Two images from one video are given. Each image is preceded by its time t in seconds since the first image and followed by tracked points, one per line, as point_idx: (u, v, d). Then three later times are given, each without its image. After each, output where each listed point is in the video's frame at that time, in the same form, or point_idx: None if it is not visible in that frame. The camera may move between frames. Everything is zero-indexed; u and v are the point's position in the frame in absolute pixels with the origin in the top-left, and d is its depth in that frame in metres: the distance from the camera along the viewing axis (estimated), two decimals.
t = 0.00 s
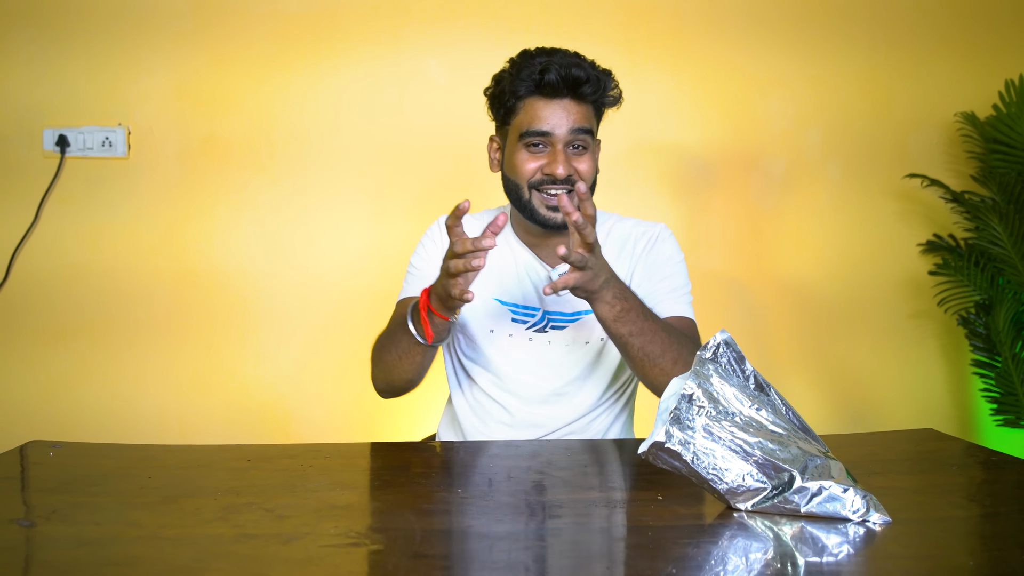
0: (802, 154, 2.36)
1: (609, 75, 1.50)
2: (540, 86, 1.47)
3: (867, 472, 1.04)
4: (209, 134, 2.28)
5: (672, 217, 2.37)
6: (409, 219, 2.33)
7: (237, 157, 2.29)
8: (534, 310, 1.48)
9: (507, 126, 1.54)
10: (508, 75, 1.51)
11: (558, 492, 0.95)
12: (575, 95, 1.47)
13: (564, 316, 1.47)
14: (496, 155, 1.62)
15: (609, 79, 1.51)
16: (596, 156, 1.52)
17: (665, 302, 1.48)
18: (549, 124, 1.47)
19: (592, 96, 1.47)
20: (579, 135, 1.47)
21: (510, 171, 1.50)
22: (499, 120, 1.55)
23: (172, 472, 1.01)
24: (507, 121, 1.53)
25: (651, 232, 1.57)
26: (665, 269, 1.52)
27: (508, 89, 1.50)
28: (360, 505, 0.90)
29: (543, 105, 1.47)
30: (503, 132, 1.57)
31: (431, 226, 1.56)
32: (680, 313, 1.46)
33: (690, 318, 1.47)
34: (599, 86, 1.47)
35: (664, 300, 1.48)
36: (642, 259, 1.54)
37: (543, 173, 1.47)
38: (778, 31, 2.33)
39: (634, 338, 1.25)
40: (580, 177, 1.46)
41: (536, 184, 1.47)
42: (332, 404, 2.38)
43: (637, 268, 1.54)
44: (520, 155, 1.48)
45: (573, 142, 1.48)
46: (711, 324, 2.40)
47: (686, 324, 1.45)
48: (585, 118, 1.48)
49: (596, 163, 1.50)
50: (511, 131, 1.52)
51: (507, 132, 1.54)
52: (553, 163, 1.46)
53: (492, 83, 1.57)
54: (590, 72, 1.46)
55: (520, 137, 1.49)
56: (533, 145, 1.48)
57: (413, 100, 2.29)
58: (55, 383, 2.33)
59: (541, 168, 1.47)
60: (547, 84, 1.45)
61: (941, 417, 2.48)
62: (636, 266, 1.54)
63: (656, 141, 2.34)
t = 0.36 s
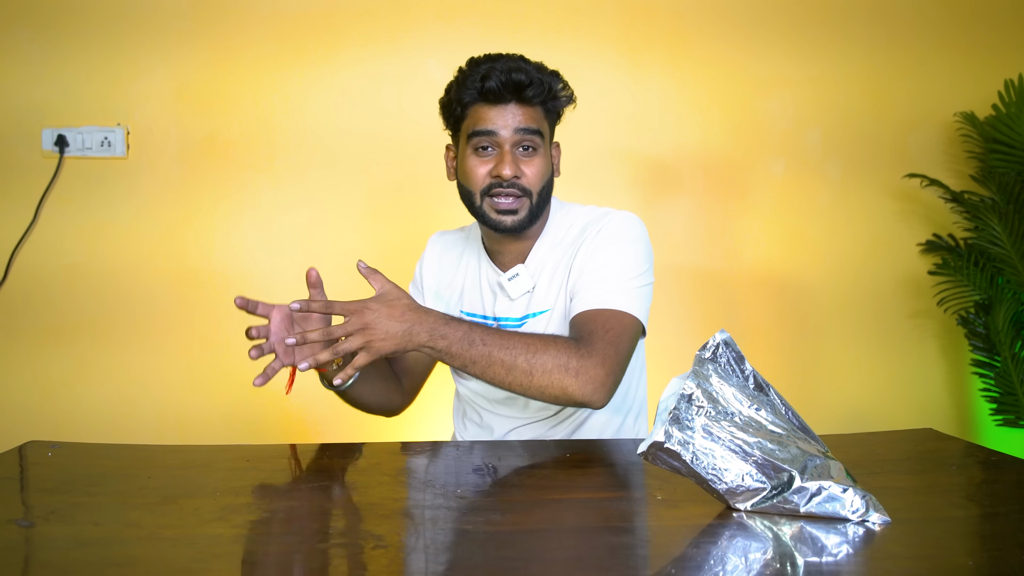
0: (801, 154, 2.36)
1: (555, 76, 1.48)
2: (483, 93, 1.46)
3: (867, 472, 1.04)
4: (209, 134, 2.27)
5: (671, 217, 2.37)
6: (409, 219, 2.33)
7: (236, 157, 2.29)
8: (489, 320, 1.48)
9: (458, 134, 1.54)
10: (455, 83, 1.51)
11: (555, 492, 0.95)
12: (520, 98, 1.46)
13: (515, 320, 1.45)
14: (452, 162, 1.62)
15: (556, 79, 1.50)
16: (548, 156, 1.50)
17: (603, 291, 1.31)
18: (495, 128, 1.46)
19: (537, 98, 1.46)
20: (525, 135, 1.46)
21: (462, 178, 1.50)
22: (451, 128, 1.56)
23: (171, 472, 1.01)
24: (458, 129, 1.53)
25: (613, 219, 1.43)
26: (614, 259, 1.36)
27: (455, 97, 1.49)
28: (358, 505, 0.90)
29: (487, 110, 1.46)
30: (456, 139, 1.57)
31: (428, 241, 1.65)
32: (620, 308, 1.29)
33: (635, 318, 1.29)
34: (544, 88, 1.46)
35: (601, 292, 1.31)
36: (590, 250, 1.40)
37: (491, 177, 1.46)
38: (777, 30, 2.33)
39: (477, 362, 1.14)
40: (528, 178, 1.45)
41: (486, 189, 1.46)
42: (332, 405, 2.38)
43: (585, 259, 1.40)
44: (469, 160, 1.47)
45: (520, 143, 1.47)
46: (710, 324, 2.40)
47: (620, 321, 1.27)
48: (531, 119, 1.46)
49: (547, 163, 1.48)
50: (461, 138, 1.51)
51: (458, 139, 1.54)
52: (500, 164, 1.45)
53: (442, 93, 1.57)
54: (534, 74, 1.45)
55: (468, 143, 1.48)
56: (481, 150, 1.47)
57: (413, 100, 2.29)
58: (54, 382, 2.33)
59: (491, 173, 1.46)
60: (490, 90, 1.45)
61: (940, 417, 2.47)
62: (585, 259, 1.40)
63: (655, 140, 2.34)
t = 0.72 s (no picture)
0: (801, 154, 2.36)
1: (558, 77, 1.47)
2: (488, 96, 1.44)
3: (866, 472, 1.04)
4: (209, 134, 2.28)
5: (671, 217, 2.37)
6: (409, 218, 2.33)
7: (236, 157, 2.29)
8: (478, 322, 1.48)
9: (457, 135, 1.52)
10: (454, 82, 1.49)
11: (555, 492, 0.95)
12: (525, 102, 1.44)
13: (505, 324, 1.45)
14: (445, 164, 1.62)
15: (559, 79, 1.49)
16: (551, 161, 1.49)
17: (673, 277, 1.36)
18: (499, 133, 1.44)
19: (544, 102, 1.44)
20: (531, 141, 1.44)
21: (464, 183, 1.48)
22: (449, 129, 1.54)
23: (172, 472, 1.01)
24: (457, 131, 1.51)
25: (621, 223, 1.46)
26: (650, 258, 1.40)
27: (457, 99, 1.47)
28: (359, 505, 0.90)
29: (492, 113, 1.44)
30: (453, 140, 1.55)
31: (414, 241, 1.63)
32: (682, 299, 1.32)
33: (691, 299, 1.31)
34: (551, 91, 1.45)
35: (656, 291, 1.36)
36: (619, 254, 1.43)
37: (497, 184, 1.44)
38: (777, 30, 2.33)
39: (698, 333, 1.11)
40: (534, 185, 1.44)
41: (491, 195, 1.45)
42: (332, 405, 2.38)
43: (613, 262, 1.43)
44: (473, 166, 1.46)
45: (526, 148, 1.45)
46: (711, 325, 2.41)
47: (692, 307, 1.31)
48: (536, 124, 1.45)
49: (551, 169, 1.47)
50: (460, 140, 1.50)
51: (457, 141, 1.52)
52: (507, 171, 1.44)
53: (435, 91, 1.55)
54: (541, 77, 1.43)
55: (469, 147, 1.47)
56: (484, 155, 1.46)
57: (413, 100, 2.29)
58: (54, 382, 2.33)
59: (495, 179, 1.45)
60: (496, 93, 1.43)
61: (939, 417, 2.48)
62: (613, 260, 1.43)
63: (655, 140, 2.35)
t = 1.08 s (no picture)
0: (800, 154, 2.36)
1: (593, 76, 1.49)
2: (526, 94, 1.44)
3: (865, 471, 1.04)
4: (208, 134, 2.28)
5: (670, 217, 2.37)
6: (408, 218, 2.33)
7: (236, 157, 2.29)
8: (506, 327, 1.45)
9: (489, 134, 1.52)
10: (487, 80, 1.49)
11: (554, 492, 0.95)
12: (563, 100, 1.45)
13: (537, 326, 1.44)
14: (472, 163, 1.62)
15: (591, 78, 1.50)
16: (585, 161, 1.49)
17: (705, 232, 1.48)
18: (536, 131, 1.45)
19: (581, 101, 1.46)
20: (568, 140, 1.45)
21: (499, 182, 1.47)
22: (480, 128, 1.53)
23: (170, 472, 1.01)
24: (490, 129, 1.51)
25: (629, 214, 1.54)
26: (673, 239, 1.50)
27: (492, 98, 1.47)
28: (357, 504, 0.90)
29: (530, 111, 1.45)
30: (483, 140, 1.55)
31: (410, 236, 1.59)
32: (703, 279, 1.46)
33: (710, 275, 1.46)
34: (587, 89, 1.46)
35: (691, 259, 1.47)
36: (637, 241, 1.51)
37: (536, 183, 1.44)
38: (776, 30, 2.33)
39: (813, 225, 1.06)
40: (573, 184, 1.43)
41: (529, 194, 1.44)
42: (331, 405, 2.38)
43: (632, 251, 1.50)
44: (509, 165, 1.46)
45: (563, 148, 1.45)
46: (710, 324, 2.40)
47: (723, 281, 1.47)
48: (573, 124, 1.45)
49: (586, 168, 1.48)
50: (494, 139, 1.49)
51: (489, 140, 1.52)
52: (546, 170, 1.44)
53: (465, 91, 1.54)
54: (578, 75, 1.44)
55: (506, 146, 1.46)
56: (521, 153, 1.46)
57: (412, 100, 2.29)
58: (52, 382, 2.33)
59: (532, 178, 1.45)
60: (534, 91, 1.43)
61: (939, 416, 2.48)
62: (637, 246, 1.51)
63: (654, 140, 2.35)
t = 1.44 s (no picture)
0: (799, 154, 2.36)
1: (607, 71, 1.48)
2: (539, 79, 1.42)
3: (864, 471, 1.04)
4: (207, 134, 2.28)
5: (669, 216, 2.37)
6: (407, 219, 2.33)
7: (234, 157, 2.29)
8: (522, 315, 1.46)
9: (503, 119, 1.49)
10: (504, 65, 1.47)
11: (555, 491, 0.95)
12: (575, 89, 1.42)
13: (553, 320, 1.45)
14: (487, 149, 1.60)
15: (605, 73, 1.49)
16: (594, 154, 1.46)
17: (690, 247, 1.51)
18: (546, 117, 1.41)
19: (593, 90, 1.43)
20: (577, 129, 1.41)
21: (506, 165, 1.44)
22: (494, 112, 1.51)
23: (168, 472, 1.01)
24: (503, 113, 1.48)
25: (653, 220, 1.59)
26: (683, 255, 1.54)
27: (506, 81, 1.45)
28: (356, 505, 0.90)
29: (541, 96, 1.42)
30: (497, 126, 1.52)
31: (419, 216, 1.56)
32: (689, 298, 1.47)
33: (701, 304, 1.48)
34: (599, 80, 1.44)
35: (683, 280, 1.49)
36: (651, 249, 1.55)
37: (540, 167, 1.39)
38: (775, 30, 2.33)
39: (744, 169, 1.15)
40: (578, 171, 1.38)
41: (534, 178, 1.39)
42: (331, 405, 2.38)
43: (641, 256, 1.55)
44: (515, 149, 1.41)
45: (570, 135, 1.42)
46: (710, 324, 2.40)
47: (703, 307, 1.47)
48: (583, 113, 1.42)
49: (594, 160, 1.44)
50: (506, 123, 1.46)
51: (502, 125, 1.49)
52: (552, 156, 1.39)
53: (485, 76, 1.53)
54: (590, 65, 1.43)
55: (515, 129, 1.42)
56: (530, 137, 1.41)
57: (410, 101, 2.30)
58: (51, 382, 2.33)
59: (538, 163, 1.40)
60: (547, 76, 1.40)
61: (938, 417, 2.48)
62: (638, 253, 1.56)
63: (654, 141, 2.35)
